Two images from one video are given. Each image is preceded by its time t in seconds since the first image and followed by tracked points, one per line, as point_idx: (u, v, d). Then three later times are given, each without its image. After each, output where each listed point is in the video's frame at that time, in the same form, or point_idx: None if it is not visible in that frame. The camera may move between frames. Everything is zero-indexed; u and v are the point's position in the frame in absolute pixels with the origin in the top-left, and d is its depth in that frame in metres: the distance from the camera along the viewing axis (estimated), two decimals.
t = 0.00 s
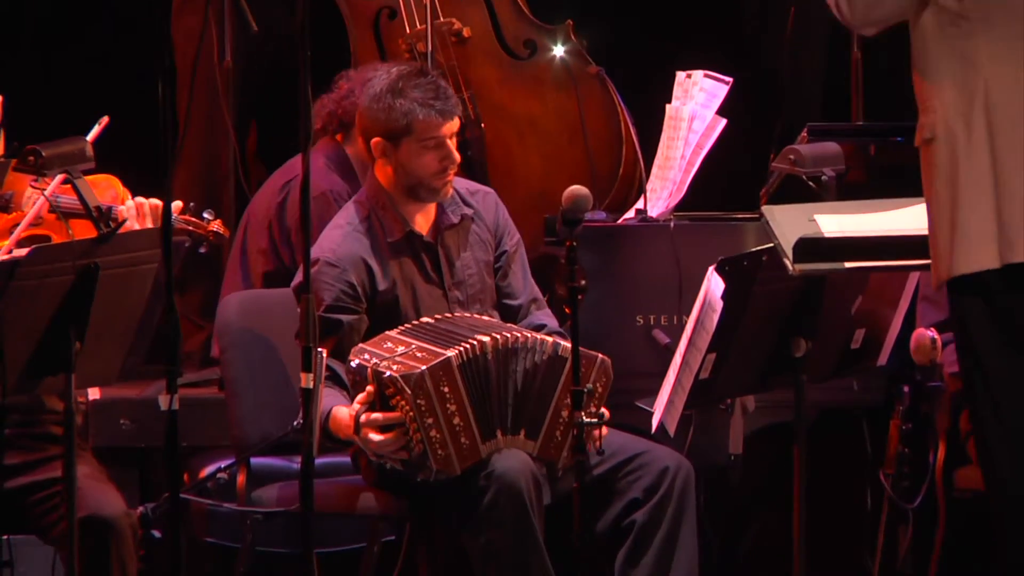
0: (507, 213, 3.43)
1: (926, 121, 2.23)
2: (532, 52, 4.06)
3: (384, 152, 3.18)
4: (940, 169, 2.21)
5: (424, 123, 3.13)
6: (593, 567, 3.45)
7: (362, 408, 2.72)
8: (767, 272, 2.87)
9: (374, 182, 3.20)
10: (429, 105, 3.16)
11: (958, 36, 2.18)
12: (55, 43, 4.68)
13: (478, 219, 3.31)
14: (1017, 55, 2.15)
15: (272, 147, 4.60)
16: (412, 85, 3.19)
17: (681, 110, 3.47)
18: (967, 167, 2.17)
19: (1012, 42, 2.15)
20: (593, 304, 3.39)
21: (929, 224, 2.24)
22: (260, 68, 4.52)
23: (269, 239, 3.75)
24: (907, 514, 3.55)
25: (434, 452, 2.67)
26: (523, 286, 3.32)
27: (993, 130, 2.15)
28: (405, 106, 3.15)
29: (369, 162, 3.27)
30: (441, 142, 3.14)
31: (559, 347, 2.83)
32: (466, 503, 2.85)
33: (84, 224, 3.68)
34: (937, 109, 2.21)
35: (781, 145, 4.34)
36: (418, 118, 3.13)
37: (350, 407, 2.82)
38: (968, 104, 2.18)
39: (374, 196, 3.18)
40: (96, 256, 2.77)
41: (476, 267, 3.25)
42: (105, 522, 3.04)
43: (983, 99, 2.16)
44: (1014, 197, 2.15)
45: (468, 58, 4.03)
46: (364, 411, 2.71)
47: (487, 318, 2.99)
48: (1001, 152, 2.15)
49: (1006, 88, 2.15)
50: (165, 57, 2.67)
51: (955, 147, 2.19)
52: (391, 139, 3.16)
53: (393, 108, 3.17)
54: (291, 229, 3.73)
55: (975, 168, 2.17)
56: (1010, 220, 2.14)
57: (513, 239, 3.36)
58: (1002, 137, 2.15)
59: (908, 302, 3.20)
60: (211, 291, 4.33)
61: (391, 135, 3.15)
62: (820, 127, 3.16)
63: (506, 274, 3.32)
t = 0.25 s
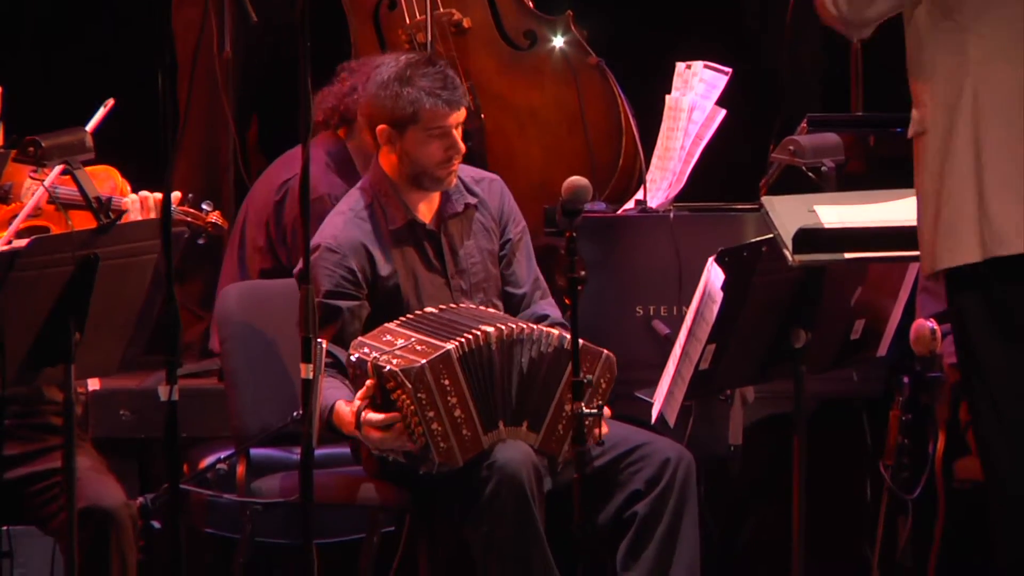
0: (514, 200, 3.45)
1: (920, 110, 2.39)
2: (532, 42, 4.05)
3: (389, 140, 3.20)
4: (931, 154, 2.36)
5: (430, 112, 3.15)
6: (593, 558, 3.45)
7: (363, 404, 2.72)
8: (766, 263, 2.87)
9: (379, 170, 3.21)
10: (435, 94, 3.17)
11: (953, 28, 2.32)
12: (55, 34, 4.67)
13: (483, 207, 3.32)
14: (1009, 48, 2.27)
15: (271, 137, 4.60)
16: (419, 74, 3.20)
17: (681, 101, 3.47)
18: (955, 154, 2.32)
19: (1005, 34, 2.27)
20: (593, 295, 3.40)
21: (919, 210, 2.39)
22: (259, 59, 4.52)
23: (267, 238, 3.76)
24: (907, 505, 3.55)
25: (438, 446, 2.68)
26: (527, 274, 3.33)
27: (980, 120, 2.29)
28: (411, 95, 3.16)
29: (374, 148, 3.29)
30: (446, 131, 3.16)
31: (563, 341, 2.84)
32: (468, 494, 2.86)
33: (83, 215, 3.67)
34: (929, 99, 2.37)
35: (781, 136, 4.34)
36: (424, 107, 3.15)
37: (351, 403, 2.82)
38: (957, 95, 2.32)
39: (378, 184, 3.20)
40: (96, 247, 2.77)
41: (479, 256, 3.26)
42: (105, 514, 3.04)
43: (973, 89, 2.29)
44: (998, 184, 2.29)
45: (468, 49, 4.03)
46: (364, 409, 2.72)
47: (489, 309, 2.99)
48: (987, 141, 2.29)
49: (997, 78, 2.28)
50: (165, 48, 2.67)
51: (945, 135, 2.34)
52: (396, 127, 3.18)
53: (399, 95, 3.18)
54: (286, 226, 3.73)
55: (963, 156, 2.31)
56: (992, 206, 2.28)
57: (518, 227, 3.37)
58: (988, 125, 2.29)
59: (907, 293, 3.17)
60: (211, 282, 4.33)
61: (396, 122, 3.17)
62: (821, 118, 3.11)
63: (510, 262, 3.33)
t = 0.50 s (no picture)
0: (518, 187, 3.45)
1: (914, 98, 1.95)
2: (530, 35, 4.04)
3: (391, 128, 3.21)
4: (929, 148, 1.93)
5: (432, 100, 3.17)
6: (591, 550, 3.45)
7: (361, 395, 2.72)
8: (764, 255, 2.87)
9: (380, 157, 3.23)
10: (437, 83, 3.19)
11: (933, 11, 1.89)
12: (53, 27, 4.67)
13: (485, 195, 3.33)
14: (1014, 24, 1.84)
15: (270, 130, 4.60)
16: (422, 62, 3.21)
17: (679, 93, 3.50)
18: (954, 151, 1.90)
19: (1001, 9, 1.84)
20: (592, 287, 3.40)
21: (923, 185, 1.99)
22: (258, 52, 4.51)
23: (263, 236, 3.76)
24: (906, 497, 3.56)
25: (434, 437, 2.68)
26: (530, 262, 3.33)
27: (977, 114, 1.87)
28: (413, 83, 3.18)
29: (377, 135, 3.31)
30: (447, 120, 3.18)
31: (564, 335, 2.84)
32: (467, 485, 2.87)
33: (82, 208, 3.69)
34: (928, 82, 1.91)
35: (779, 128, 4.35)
36: (426, 96, 3.17)
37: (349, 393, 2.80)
38: (954, 81, 1.89)
39: (379, 171, 3.22)
40: (95, 239, 2.77)
41: (482, 242, 3.26)
42: (104, 506, 3.05)
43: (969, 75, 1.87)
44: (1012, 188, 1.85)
45: (467, 41, 4.04)
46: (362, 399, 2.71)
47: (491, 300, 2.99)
48: (991, 142, 1.86)
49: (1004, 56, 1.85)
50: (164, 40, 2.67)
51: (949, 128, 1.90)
52: (398, 115, 3.20)
53: (402, 83, 3.20)
54: (283, 224, 3.73)
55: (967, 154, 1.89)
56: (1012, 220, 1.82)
57: (521, 215, 3.37)
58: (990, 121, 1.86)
59: (907, 285, 3.17)
60: (210, 275, 4.33)
61: (398, 110, 3.19)
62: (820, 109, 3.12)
63: (512, 249, 3.34)
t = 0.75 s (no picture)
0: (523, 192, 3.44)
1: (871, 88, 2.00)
2: (529, 39, 4.06)
3: (397, 127, 3.21)
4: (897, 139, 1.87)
5: (437, 100, 3.15)
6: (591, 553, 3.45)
7: (362, 400, 2.73)
8: (765, 259, 2.86)
9: (385, 156, 3.24)
10: (443, 82, 3.17)
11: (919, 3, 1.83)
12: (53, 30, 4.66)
13: (490, 197, 3.33)
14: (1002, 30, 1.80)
15: (270, 133, 4.60)
16: (428, 61, 3.20)
17: (678, 97, 3.49)
18: (920, 146, 1.85)
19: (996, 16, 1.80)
20: (592, 291, 3.40)
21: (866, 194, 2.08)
22: (258, 55, 4.51)
23: (261, 243, 3.77)
24: (906, 500, 3.56)
25: (437, 442, 2.67)
26: (532, 265, 3.32)
27: (954, 115, 1.83)
28: (419, 82, 3.17)
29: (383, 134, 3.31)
30: (453, 120, 3.16)
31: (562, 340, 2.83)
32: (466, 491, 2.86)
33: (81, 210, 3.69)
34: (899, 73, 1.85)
35: (779, 132, 4.35)
36: (431, 96, 3.15)
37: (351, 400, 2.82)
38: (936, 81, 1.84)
39: (383, 172, 3.23)
40: (94, 244, 2.76)
41: (485, 244, 3.28)
42: (103, 510, 3.05)
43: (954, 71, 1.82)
44: (972, 183, 1.83)
45: (466, 44, 4.07)
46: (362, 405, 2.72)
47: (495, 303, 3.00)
48: (959, 140, 1.84)
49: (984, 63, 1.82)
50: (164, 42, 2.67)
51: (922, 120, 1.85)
52: (403, 114, 3.19)
53: (408, 82, 3.19)
54: (280, 230, 3.73)
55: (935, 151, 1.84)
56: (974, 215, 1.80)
57: (525, 217, 3.36)
58: (960, 122, 1.83)
59: (905, 289, 3.21)
60: (210, 278, 4.33)
61: (404, 109, 3.18)
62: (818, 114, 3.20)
63: (515, 251, 3.34)
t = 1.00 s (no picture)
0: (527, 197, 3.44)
1: (887, 94, 2.09)
2: (529, 41, 4.05)
3: (403, 127, 3.22)
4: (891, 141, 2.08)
5: (443, 100, 3.16)
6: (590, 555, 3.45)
7: (367, 399, 2.75)
8: (764, 261, 2.86)
9: (391, 159, 3.23)
10: (449, 83, 3.18)
11: (920, 17, 2.02)
12: (52, 31, 4.66)
13: (494, 201, 3.33)
14: (995, 38, 1.95)
15: (269, 134, 4.60)
16: (434, 62, 3.21)
17: (678, 100, 3.49)
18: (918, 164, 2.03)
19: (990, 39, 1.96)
20: (592, 292, 3.40)
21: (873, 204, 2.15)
22: (258, 56, 4.51)
23: (249, 243, 3.75)
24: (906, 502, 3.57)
25: (440, 442, 2.67)
26: (534, 270, 3.33)
27: (949, 109, 1.99)
28: (425, 83, 3.18)
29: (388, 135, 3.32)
30: (458, 122, 3.17)
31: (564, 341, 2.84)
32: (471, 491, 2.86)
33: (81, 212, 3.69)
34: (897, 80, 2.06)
35: (778, 133, 4.35)
36: (437, 97, 3.17)
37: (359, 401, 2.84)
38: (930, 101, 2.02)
39: (388, 173, 3.22)
40: (93, 246, 2.76)
41: (488, 248, 3.27)
42: (102, 512, 3.04)
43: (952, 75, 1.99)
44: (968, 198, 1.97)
45: (466, 46, 4.06)
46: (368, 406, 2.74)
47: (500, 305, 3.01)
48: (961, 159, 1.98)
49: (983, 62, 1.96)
50: (163, 43, 2.66)
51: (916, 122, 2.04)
52: (409, 115, 3.20)
53: (414, 83, 3.19)
54: (269, 233, 3.73)
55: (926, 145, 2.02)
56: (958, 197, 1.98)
57: (528, 223, 3.36)
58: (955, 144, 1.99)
59: (905, 291, 3.21)
60: (209, 279, 4.33)
61: (409, 109, 3.19)
62: (818, 117, 3.25)
63: (519, 256, 3.33)
